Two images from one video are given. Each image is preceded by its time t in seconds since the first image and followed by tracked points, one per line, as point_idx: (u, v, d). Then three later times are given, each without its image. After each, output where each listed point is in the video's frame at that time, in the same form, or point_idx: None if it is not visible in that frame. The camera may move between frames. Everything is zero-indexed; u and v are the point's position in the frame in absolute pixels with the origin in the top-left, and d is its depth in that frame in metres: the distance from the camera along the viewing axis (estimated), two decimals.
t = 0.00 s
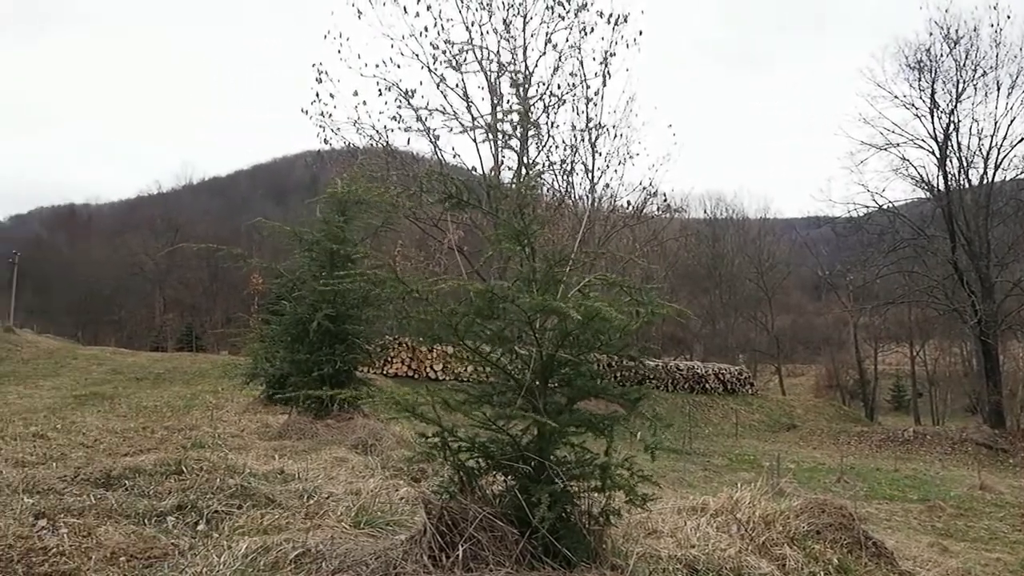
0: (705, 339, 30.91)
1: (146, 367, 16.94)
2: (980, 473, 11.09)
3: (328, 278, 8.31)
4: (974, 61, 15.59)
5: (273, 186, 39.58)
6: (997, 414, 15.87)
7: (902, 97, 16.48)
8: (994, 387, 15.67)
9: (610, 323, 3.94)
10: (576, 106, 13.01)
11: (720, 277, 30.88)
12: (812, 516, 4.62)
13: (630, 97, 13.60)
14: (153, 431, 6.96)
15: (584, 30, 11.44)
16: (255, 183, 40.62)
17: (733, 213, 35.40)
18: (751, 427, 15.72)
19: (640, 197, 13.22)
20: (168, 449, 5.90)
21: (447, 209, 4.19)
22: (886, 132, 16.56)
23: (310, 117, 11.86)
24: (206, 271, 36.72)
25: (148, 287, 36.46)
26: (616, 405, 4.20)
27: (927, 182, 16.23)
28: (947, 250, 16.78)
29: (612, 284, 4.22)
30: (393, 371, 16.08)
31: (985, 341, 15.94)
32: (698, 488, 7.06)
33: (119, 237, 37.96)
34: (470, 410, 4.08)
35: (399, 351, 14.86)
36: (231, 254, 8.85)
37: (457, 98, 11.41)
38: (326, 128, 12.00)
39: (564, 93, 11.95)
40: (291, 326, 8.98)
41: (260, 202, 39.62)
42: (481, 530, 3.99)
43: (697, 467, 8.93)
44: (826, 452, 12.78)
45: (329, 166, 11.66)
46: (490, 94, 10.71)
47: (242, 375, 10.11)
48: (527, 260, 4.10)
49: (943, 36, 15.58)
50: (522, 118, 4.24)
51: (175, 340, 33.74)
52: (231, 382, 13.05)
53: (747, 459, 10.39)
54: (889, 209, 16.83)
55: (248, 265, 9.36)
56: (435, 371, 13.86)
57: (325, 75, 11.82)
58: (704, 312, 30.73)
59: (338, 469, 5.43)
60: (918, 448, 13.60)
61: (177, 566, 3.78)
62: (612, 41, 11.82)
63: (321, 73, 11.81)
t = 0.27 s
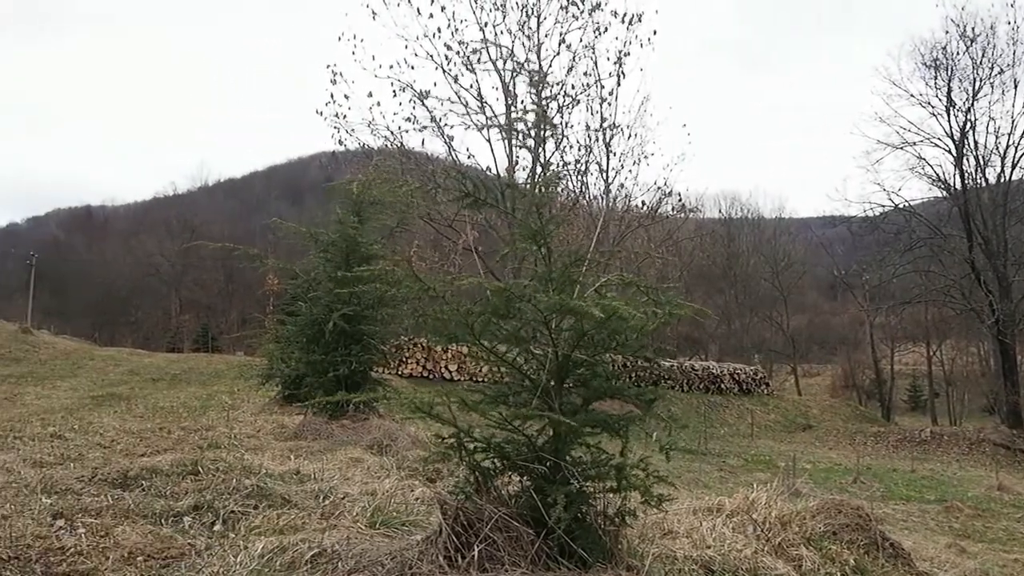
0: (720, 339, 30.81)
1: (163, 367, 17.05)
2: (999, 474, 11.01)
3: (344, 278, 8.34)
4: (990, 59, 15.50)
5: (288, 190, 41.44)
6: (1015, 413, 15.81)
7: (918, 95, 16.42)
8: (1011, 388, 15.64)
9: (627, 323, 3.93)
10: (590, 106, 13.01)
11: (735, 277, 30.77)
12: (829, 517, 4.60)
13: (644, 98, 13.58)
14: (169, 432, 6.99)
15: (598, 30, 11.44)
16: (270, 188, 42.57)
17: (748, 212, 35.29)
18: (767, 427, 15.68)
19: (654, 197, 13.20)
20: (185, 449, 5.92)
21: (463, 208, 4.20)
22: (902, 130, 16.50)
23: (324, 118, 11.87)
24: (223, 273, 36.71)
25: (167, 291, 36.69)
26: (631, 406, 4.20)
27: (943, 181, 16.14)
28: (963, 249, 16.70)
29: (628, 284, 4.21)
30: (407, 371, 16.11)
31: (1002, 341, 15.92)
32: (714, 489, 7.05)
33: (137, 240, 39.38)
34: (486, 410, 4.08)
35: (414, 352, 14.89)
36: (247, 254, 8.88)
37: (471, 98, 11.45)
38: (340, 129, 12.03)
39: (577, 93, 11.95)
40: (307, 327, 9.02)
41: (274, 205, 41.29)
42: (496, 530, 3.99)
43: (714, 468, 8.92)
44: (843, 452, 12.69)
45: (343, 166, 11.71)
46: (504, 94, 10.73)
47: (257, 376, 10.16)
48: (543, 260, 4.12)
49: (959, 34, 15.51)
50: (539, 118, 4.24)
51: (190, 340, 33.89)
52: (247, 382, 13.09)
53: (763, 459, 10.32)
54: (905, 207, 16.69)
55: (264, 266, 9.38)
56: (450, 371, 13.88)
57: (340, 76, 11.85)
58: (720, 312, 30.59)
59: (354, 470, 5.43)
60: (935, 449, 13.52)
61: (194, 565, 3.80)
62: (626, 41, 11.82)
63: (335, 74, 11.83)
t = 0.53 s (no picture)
0: (734, 339, 30.65)
1: (177, 368, 17.14)
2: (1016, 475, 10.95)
3: (357, 278, 8.36)
4: (1005, 58, 15.41)
5: (303, 190, 41.45)
6: None
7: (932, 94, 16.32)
8: None
9: (642, 322, 3.92)
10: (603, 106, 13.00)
11: (749, 277, 30.47)
12: (843, 517, 4.59)
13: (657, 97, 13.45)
14: (184, 432, 7.01)
15: (611, 30, 11.43)
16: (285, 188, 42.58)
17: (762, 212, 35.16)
18: (780, 428, 15.66)
19: (667, 197, 13.16)
20: (200, 449, 5.94)
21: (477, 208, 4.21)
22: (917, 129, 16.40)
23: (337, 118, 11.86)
24: (236, 273, 37.00)
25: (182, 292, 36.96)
26: (645, 406, 4.19)
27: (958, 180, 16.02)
28: (978, 249, 16.64)
29: (642, 284, 4.21)
30: (421, 372, 16.12)
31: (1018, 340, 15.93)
32: (728, 489, 7.04)
33: (152, 241, 39.71)
34: (499, 410, 4.09)
35: (428, 352, 14.91)
36: (262, 255, 8.90)
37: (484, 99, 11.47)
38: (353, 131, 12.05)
39: (590, 93, 11.94)
40: (321, 327, 9.06)
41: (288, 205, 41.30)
42: (510, 531, 3.99)
43: (727, 468, 8.92)
44: (858, 453, 12.65)
45: (356, 168, 11.73)
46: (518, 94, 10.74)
47: (272, 377, 10.20)
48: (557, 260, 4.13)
49: (974, 32, 15.43)
50: (553, 117, 4.23)
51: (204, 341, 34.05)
52: (260, 383, 13.13)
53: (775, 460, 10.27)
54: (919, 206, 16.41)
55: (278, 267, 9.40)
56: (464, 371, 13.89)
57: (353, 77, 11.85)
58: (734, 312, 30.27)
59: (367, 470, 5.44)
60: (951, 449, 13.45)
61: (209, 565, 3.81)
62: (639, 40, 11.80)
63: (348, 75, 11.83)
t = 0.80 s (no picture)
0: (743, 340, 30.62)
1: (188, 368, 17.18)
2: None
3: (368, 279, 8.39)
4: (1017, 57, 15.35)
5: (312, 191, 41.58)
6: None
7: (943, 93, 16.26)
8: None
9: (652, 323, 3.93)
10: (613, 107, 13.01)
11: (759, 277, 30.56)
12: (854, 518, 4.58)
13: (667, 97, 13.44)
14: (195, 432, 7.03)
15: (620, 30, 11.42)
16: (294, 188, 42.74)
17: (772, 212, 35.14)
18: (790, 428, 15.64)
19: (677, 197, 13.13)
20: (211, 449, 5.97)
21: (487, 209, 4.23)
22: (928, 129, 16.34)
23: (346, 118, 11.89)
24: (246, 275, 37.32)
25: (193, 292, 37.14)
26: (655, 406, 4.19)
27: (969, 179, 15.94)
28: (989, 249, 16.59)
29: (653, 284, 4.21)
30: (430, 372, 16.15)
31: None
32: (739, 490, 7.04)
33: (162, 241, 39.95)
34: (510, 411, 4.10)
35: (438, 353, 14.94)
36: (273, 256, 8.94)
37: (494, 99, 11.49)
38: (362, 131, 12.07)
39: (599, 93, 11.94)
40: (331, 328, 9.10)
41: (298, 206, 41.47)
42: (520, 531, 3.99)
43: (738, 468, 8.91)
44: (868, 453, 12.63)
45: (366, 168, 11.76)
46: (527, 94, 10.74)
47: (282, 377, 10.25)
48: (568, 261, 4.13)
49: (985, 31, 15.39)
50: (563, 118, 4.24)
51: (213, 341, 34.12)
52: (270, 383, 13.17)
53: (786, 460, 10.25)
54: (930, 206, 16.26)
55: (288, 268, 9.40)
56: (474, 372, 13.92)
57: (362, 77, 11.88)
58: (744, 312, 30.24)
59: (377, 471, 5.45)
60: (962, 449, 13.41)
61: (219, 565, 3.81)
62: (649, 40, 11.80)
63: (358, 75, 11.87)
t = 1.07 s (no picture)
0: (755, 339, 30.56)
1: (200, 369, 17.22)
2: None
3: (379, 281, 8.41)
4: None
5: (323, 192, 41.72)
6: None
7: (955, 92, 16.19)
8: None
9: (663, 323, 3.92)
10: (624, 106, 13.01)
11: (770, 277, 30.46)
12: (866, 518, 4.57)
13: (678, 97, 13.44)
14: (207, 432, 7.05)
15: (630, 29, 11.40)
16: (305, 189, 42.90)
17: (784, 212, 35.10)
18: (802, 428, 15.60)
19: (687, 197, 13.12)
20: (223, 449, 5.99)
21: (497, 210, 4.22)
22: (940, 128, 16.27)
23: (356, 119, 11.91)
24: (258, 275, 38.39)
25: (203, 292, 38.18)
26: (666, 406, 4.19)
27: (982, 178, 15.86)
28: (1002, 248, 16.50)
29: (664, 284, 4.20)
30: (441, 372, 16.18)
31: None
32: (751, 490, 7.04)
33: (173, 243, 40.30)
34: (521, 411, 4.10)
35: (449, 353, 14.97)
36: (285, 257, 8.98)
37: (504, 99, 11.49)
38: (373, 131, 12.09)
39: (610, 93, 11.92)
40: (342, 328, 9.13)
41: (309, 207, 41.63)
42: (532, 531, 3.98)
43: (749, 468, 8.90)
44: (881, 453, 12.59)
45: (376, 169, 11.78)
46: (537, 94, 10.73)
47: (294, 378, 10.31)
48: (579, 261, 4.12)
49: (998, 29, 15.31)
50: (573, 118, 4.24)
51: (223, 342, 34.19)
52: (281, 384, 13.21)
53: (798, 460, 10.22)
54: (943, 205, 16.19)
55: (299, 269, 9.42)
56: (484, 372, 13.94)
57: (372, 78, 11.89)
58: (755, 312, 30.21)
59: (388, 471, 5.45)
60: (975, 449, 13.35)
61: (232, 565, 3.82)
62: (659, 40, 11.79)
63: (368, 76, 11.88)
